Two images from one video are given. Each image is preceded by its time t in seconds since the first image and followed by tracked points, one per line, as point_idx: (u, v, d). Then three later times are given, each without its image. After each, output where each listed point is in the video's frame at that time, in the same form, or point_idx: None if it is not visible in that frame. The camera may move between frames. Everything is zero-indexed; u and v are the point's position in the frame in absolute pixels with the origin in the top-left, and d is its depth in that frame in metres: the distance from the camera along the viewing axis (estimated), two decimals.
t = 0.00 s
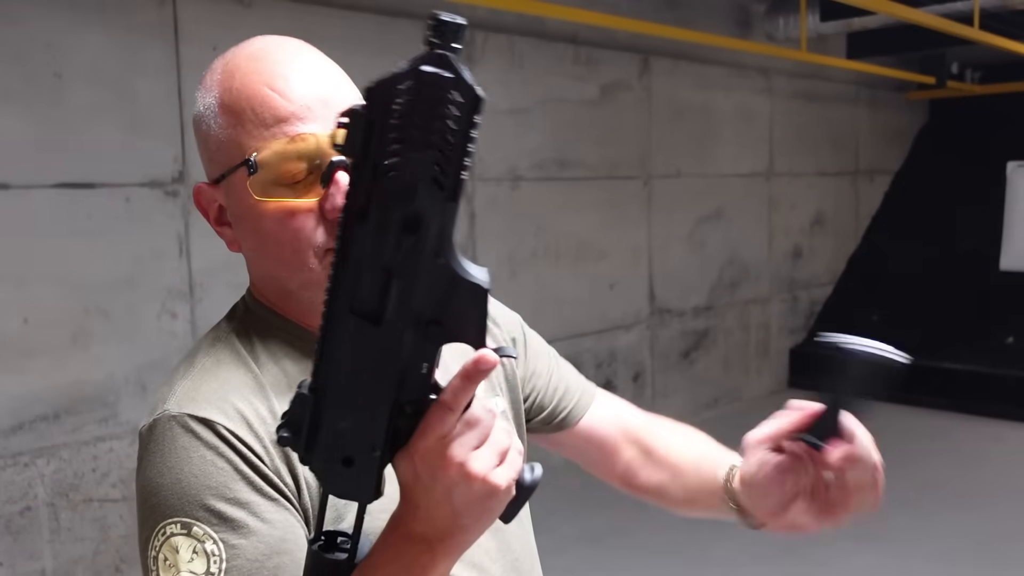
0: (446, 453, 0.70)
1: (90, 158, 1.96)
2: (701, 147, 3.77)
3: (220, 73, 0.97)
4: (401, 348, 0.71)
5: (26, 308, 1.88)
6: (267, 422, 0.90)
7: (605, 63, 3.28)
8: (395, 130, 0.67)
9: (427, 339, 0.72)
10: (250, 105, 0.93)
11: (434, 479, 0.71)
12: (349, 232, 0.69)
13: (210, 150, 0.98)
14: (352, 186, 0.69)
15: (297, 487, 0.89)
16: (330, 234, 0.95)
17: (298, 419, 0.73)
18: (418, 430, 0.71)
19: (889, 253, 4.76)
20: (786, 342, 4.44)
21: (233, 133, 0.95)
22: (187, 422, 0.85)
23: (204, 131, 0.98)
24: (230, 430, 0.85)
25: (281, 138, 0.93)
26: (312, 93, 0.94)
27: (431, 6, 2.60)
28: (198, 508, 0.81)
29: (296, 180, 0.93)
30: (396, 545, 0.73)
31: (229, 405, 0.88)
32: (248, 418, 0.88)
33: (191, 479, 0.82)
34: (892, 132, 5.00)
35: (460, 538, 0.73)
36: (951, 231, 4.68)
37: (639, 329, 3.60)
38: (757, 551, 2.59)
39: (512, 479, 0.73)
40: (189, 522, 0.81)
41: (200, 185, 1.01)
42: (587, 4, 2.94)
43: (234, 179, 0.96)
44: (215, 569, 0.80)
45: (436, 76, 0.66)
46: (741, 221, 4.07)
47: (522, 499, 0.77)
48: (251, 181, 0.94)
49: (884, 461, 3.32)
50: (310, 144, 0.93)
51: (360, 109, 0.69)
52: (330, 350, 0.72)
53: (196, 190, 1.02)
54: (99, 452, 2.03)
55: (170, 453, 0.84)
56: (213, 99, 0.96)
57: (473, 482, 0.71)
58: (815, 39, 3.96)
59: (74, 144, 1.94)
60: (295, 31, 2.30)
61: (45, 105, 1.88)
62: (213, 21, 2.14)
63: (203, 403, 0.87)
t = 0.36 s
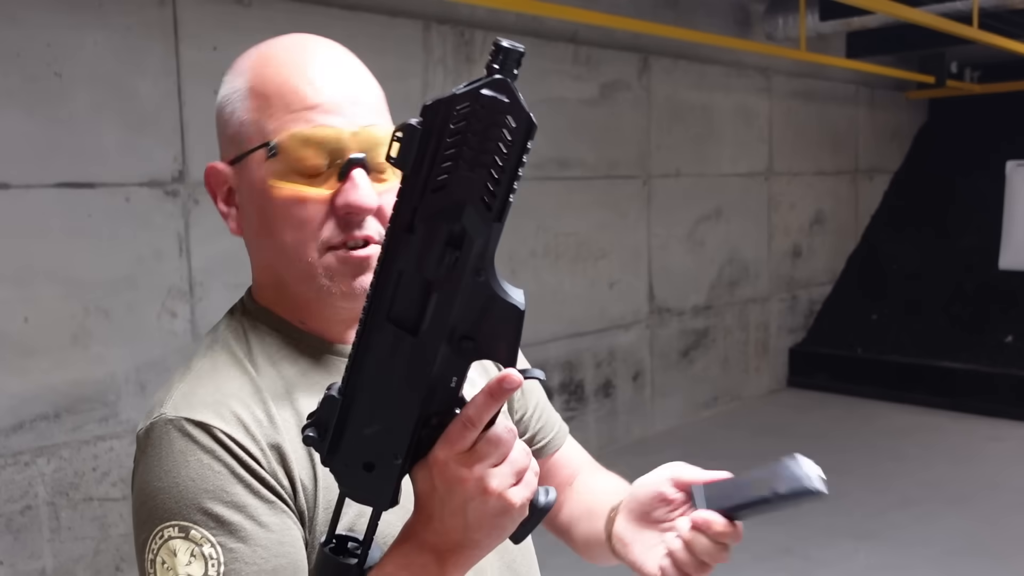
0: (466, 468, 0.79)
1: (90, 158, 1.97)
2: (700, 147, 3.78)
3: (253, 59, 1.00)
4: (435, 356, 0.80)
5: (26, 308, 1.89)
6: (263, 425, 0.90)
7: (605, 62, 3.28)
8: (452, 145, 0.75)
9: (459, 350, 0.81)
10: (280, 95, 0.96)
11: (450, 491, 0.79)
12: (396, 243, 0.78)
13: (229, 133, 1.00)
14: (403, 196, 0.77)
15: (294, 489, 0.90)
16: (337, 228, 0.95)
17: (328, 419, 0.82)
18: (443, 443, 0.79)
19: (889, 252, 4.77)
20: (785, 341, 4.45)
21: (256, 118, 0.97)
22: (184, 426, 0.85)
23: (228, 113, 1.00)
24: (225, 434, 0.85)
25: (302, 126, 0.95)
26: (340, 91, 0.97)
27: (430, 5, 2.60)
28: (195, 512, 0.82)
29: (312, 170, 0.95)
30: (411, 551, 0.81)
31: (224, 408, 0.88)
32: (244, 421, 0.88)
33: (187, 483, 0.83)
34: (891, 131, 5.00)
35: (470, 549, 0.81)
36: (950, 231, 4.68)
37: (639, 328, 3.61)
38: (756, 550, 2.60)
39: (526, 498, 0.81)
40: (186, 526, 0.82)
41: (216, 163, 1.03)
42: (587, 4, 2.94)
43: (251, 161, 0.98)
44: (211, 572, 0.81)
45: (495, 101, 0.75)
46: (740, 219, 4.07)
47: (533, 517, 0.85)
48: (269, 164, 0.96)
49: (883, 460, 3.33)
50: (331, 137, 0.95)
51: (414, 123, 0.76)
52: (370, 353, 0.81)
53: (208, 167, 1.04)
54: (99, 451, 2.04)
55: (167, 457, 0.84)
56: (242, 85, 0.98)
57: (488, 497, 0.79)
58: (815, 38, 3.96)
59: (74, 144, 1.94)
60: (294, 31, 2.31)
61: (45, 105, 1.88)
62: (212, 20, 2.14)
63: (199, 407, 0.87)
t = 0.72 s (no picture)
0: (484, 474, 0.79)
1: (89, 157, 1.97)
2: (700, 146, 3.78)
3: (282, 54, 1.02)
4: (457, 363, 0.81)
5: (26, 308, 1.89)
6: (271, 424, 0.90)
7: (605, 62, 3.28)
8: (485, 154, 0.77)
9: (481, 358, 0.82)
10: (319, 88, 0.98)
11: (467, 497, 0.79)
12: (422, 250, 0.79)
13: (255, 123, 1.02)
14: (431, 204, 0.79)
15: (301, 490, 0.90)
16: (368, 221, 0.98)
17: (343, 426, 0.81)
18: (461, 448, 0.79)
19: (889, 252, 4.77)
20: (785, 341, 4.46)
21: (291, 110, 0.99)
22: (193, 425, 0.85)
23: (253, 102, 1.02)
24: (235, 434, 0.86)
25: (340, 119, 0.98)
26: (371, 89, 1.00)
27: (430, 5, 2.60)
28: (204, 512, 0.82)
29: (346, 163, 0.98)
30: (423, 554, 0.81)
31: (234, 407, 0.88)
32: (252, 420, 0.88)
33: (195, 482, 0.83)
34: (891, 131, 5.00)
35: (483, 554, 0.81)
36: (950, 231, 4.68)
37: (639, 328, 3.61)
38: (756, 549, 2.60)
39: (541, 503, 0.82)
40: (194, 525, 0.82)
41: (236, 154, 1.03)
42: (586, 3, 2.94)
43: (284, 148, 0.99)
44: (218, 572, 0.80)
45: (530, 112, 0.77)
46: (740, 219, 4.07)
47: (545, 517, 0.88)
48: (305, 153, 0.98)
49: (883, 460, 3.33)
50: (368, 132, 0.99)
51: (446, 132, 0.78)
52: (390, 359, 0.81)
53: (226, 157, 1.04)
54: (99, 451, 2.04)
55: (175, 456, 0.84)
56: (274, 77, 1.00)
57: (507, 502, 0.79)
58: (814, 38, 3.97)
59: (74, 144, 1.94)
60: (294, 30, 2.31)
61: (44, 105, 1.88)
62: (212, 20, 2.14)
63: (208, 405, 0.87)
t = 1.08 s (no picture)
0: (492, 477, 0.80)
1: (90, 158, 1.97)
2: (700, 146, 3.78)
3: (243, 74, 1.01)
4: (462, 367, 0.82)
5: (27, 308, 1.89)
6: (277, 422, 0.90)
7: (605, 63, 3.29)
8: (488, 160, 0.77)
9: (484, 362, 0.83)
10: (277, 102, 0.98)
11: (474, 498, 0.80)
12: (426, 256, 0.79)
13: (229, 149, 1.03)
14: (435, 210, 0.78)
15: (307, 487, 0.90)
16: (354, 228, 0.98)
17: (347, 430, 0.82)
18: (468, 451, 0.80)
19: (889, 252, 4.77)
20: (785, 340, 4.46)
21: (257, 130, 1.00)
22: (200, 423, 0.86)
23: (224, 128, 1.03)
24: (242, 432, 0.86)
25: (304, 130, 0.98)
26: (336, 92, 0.99)
27: (430, 6, 2.60)
28: (209, 510, 0.83)
29: (318, 174, 0.98)
30: (428, 554, 0.82)
31: (240, 405, 0.89)
32: (258, 418, 0.89)
33: (202, 480, 0.83)
34: (891, 131, 5.00)
35: (488, 554, 0.83)
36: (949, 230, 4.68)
37: (639, 328, 3.61)
38: (756, 549, 2.60)
39: (546, 504, 0.84)
40: (200, 523, 0.82)
41: (220, 181, 1.05)
42: (586, 4, 2.95)
43: (258, 172, 1.00)
44: (223, 570, 0.81)
45: (535, 117, 0.77)
46: (740, 219, 4.07)
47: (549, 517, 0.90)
48: (277, 173, 0.99)
49: (883, 459, 3.33)
50: (336, 138, 0.98)
51: (450, 137, 0.77)
52: (394, 364, 0.81)
53: (212, 187, 1.06)
54: (100, 450, 2.04)
55: (181, 453, 0.85)
56: (238, 99, 1.00)
57: (512, 505, 0.81)
58: (814, 38, 3.97)
59: (74, 144, 1.95)
60: (295, 31, 2.31)
61: (45, 106, 1.88)
62: (213, 21, 2.14)
63: (215, 403, 0.88)
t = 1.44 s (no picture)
0: (504, 473, 0.80)
1: (91, 158, 1.97)
2: (700, 147, 3.78)
3: (242, 73, 1.02)
4: (476, 361, 0.81)
5: (28, 308, 1.89)
6: (277, 419, 0.91)
7: (605, 63, 3.29)
8: (508, 153, 0.77)
9: (499, 357, 0.83)
10: (278, 103, 0.98)
11: (485, 496, 0.80)
12: (444, 249, 0.79)
13: (230, 149, 1.03)
14: (454, 203, 0.78)
15: (307, 483, 0.90)
16: (355, 231, 0.99)
17: (360, 422, 0.81)
18: (481, 449, 0.80)
19: (889, 252, 4.77)
20: (785, 341, 4.47)
21: (259, 129, 0.99)
22: (198, 419, 0.86)
23: (225, 128, 1.03)
24: (240, 427, 0.86)
25: (304, 131, 0.97)
26: (335, 88, 0.99)
27: (430, 6, 2.60)
28: (209, 506, 0.83)
29: (320, 176, 0.98)
30: (439, 555, 0.82)
31: (239, 401, 0.89)
32: (257, 415, 0.89)
33: (200, 476, 0.83)
34: (891, 131, 5.01)
35: (498, 553, 0.83)
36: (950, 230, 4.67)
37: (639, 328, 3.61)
38: (756, 549, 2.60)
39: (556, 502, 0.84)
40: (199, 520, 0.82)
41: (221, 181, 1.05)
42: (586, 4, 2.95)
43: (258, 171, 1.00)
44: (223, 566, 0.81)
45: (555, 111, 0.77)
46: (741, 219, 4.08)
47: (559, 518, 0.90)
48: (277, 174, 0.98)
49: (883, 459, 3.33)
50: (337, 141, 0.97)
51: (470, 130, 0.77)
52: (409, 356, 0.81)
53: (213, 185, 1.06)
54: (102, 450, 2.04)
55: (180, 450, 0.85)
56: (241, 98, 1.00)
57: (524, 502, 0.81)
58: (815, 38, 3.97)
59: (75, 144, 1.95)
60: (296, 31, 2.32)
61: (46, 105, 1.89)
62: (213, 21, 2.14)
63: (214, 400, 0.88)
